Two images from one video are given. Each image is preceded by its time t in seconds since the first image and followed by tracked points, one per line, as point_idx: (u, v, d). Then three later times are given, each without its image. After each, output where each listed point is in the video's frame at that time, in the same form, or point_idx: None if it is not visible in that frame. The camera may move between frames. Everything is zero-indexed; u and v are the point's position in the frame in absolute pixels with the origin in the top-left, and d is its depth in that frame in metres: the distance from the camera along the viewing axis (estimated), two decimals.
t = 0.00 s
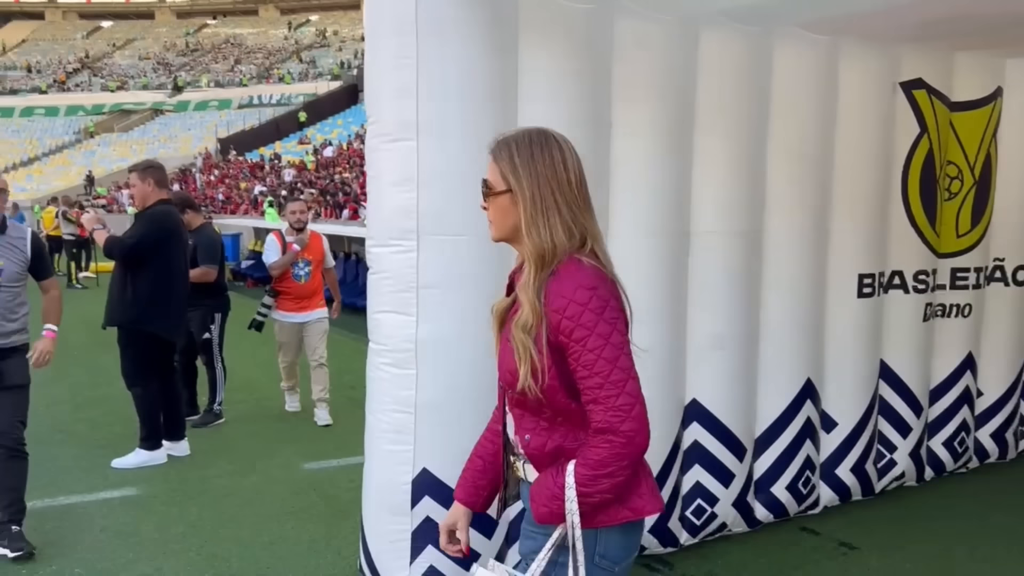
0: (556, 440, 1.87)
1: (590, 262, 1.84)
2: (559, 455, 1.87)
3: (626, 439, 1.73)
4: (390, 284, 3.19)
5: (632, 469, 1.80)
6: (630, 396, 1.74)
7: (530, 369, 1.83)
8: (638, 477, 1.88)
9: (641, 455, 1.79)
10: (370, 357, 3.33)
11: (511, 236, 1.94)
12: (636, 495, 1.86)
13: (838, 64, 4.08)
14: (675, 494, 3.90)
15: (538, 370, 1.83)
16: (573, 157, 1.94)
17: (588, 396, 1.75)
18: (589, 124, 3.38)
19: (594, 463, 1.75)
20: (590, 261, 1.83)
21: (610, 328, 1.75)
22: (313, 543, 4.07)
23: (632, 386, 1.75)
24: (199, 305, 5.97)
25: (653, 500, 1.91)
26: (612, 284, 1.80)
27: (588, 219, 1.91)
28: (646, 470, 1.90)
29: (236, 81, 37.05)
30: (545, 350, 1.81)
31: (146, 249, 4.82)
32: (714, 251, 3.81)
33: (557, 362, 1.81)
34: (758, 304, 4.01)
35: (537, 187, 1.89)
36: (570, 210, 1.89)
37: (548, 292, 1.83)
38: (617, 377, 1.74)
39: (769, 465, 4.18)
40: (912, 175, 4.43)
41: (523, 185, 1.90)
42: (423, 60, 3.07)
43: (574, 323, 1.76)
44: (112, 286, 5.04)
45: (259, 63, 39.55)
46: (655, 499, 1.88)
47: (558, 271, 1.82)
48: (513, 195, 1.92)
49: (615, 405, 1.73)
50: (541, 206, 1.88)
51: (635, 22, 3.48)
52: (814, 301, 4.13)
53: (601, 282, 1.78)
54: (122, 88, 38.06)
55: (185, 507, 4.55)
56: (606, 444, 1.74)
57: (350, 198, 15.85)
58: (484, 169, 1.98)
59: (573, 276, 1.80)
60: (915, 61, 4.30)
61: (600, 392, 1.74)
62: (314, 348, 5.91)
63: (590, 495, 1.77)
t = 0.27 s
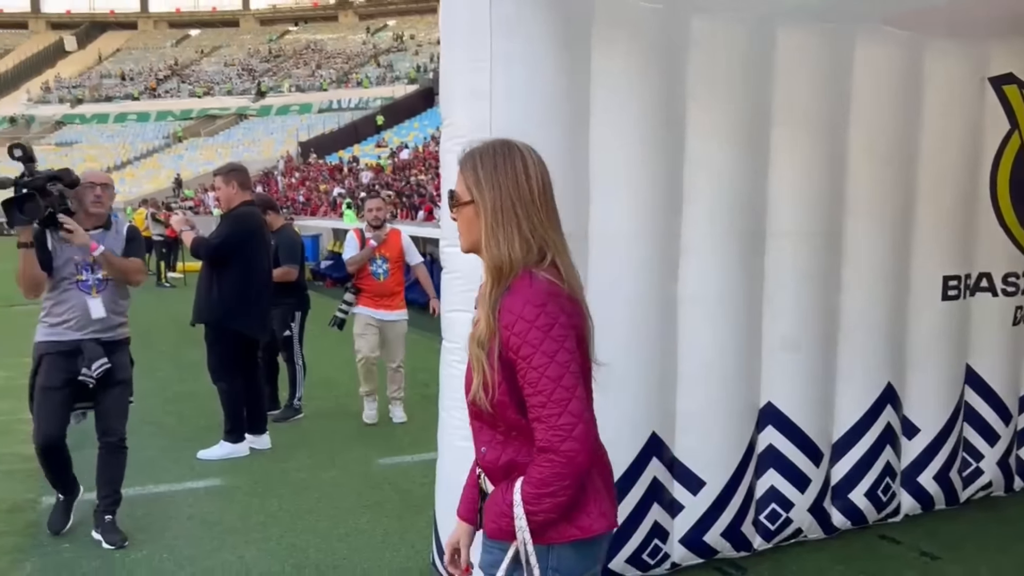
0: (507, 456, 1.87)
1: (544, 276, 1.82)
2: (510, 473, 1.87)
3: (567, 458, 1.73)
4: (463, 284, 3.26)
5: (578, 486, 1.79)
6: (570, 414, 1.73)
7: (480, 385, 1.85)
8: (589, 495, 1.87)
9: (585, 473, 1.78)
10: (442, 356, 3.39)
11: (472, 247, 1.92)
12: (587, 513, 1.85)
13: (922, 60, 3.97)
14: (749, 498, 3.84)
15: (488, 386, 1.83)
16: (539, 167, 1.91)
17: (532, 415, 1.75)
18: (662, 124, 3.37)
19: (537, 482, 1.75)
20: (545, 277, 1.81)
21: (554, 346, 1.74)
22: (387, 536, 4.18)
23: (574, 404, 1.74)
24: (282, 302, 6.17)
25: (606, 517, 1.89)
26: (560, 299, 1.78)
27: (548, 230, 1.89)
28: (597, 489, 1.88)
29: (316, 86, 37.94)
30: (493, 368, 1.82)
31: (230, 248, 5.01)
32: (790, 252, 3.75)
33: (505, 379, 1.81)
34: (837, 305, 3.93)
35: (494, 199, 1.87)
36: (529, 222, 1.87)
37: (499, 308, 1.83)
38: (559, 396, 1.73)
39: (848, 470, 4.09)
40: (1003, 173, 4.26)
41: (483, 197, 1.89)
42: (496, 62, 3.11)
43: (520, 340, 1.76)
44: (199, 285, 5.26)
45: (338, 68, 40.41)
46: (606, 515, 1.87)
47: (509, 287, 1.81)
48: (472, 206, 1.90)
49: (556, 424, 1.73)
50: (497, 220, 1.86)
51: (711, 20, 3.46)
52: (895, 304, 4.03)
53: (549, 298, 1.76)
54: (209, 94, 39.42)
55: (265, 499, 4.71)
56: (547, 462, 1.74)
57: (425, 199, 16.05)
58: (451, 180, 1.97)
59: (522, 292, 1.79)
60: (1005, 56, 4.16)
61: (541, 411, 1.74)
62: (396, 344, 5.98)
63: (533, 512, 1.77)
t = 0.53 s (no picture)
0: (460, 445, 1.91)
1: (491, 266, 1.85)
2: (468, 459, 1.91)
3: (511, 445, 1.77)
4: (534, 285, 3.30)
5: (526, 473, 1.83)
6: (514, 402, 1.77)
7: (432, 376, 1.90)
8: (542, 479, 1.91)
9: (532, 458, 1.81)
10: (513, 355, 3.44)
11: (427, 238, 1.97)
12: (538, 498, 1.89)
13: (1010, 55, 3.84)
14: (825, 504, 3.78)
15: (439, 376, 1.88)
16: (489, 157, 1.95)
17: (477, 404, 1.79)
18: (737, 125, 3.35)
19: (486, 470, 1.79)
20: (489, 264, 1.85)
21: (495, 334, 1.77)
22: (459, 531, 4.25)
23: (518, 391, 1.77)
24: (358, 301, 6.34)
25: (560, 501, 1.93)
26: (505, 288, 1.81)
27: (499, 220, 1.93)
28: (548, 474, 1.91)
29: (391, 89, 38.54)
30: (442, 360, 1.87)
31: (310, 249, 5.18)
32: (867, 253, 3.67)
33: (453, 368, 1.85)
34: (918, 308, 3.82)
35: (444, 192, 1.93)
36: (478, 212, 1.91)
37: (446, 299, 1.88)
38: (502, 385, 1.76)
39: (929, 478, 3.98)
40: None
41: (436, 190, 1.94)
42: (568, 64, 3.15)
43: (464, 330, 1.80)
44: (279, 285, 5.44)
45: (413, 71, 40.95)
46: (555, 500, 1.90)
47: (455, 277, 1.86)
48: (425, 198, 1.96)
49: (499, 412, 1.77)
50: (447, 212, 1.91)
51: (787, 19, 3.42)
52: (981, 307, 3.90)
53: (490, 288, 1.79)
54: (288, 98, 40.43)
55: (341, 492, 4.84)
56: (493, 450, 1.78)
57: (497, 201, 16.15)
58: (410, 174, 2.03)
59: (466, 282, 1.83)
60: None
61: (485, 401, 1.78)
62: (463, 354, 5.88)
63: (486, 500, 1.82)
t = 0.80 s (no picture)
0: (444, 437, 2.07)
1: (461, 268, 2.00)
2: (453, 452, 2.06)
3: (485, 435, 1.91)
4: (601, 285, 3.33)
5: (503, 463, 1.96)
6: (485, 395, 1.90)
7: (416, 374, 2.07)
8: (520, 468, 2.04)
9: (507, 447, 1.94)
10: (580, 355, 3.48)
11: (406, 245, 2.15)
12: (515, 485, 2.02)
13: None
14: (898, 509, 3.72)
15: (420, 374, 2.05)
16: (459, 169, 2.12)
17: (453, 398, 1.93)
18: (808, 125, 3.32)
19: (465, 463, 1.94)
20: (459, 263, 2.01)
21: (464, 330, 1.92)
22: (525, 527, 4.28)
23: (488, 385, 1.91)
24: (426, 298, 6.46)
25: (540, 488, 2.05)
26: (472, 287, 1.96)
27: (470, 225, 2.09)
28: (527, 466, 2.04)
29: (457, 91, 38.84)
30: (421, 358, 2.03)
31: (379, 249, 5.30)
32: (943, 255, 3.59)
33: (433, 366, 2.01)
34: (998, 311, 3.71)
35: (417, 202, 2.10)
36: (448, 218, 2.07)
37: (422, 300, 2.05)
38: (472, 378, 1.90)
39: (1007, 487, 3.88)
40: None
41: (410, 201, 2.12)
42: (637, 66, 3.17)
43: (437, 329, 1.95)
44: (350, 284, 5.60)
45: (478, 72, 41.19)
46: (533, 488, 2.03)
47: (429, 280, 2.03)
48: (402, 208, 2.15)
49: (471, 405, 1.91)
50: (420, 219, 2.09)
51: (862, 17, 3.37)
52: None
53: (458, 288, 1.94)
54: (356, 101, 41.08)
55: (410, 487, 4.94)
56: (469, 441, 1.92)
57: (561, 201, 16.15)
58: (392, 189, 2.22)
59: (437, 284, 1.98)
60: None
61: (459, 395, 1.92)
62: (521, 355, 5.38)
63: (467, 491, 1.96)
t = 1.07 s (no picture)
0: (425, 419, 2.24)
1: (449, 262, 2.18)
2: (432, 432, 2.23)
3: (461, 416, 2.08)
4: (668, 284, 3.36)
5: (476, 443, 2.13)
6: (461, 380, 2.08)
7: (403, 359, 2.25)
8: (494, 450, 2.21)
9: (480, 429, 2.11)
10: (647, 354, 3.52)
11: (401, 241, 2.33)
12: (487, 465, 2.19)
13: None
14: (973, 514, 3.64)
15: (407, 358, 2.23)
16: (451, 172, 2.30)
17: (433, 381, 2.11)
18: (881, 123, 3.28)
19: (443, 441, 2.10)
20: (447, 257, 2.18)
21: (447, 319, 2.09)
22: (589, 521, 4.31)
23: (465, 371, 2.08)
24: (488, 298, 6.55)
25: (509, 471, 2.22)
26: (456, 279, 2.13)
27: (459, 223, 2.27)
28: (502, 448, 2.21)
29: (515, 91, 38.92)
30: (407, 344, 2.21)
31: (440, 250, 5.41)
32: (1020, 254, 3.50)
33: (418, 352, 2.19)
34: None
35: (410, 201, 2.28)
36: (438, 216, 2.25)
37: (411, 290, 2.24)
38: (452, 364, 2.08)
39: None
40: None
41: (406, 199, 2.30)
42: (705, 66, 3.19)
43: (423, 317, 2.12)
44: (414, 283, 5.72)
45: (537, 72, 41.18)
46: (503, 468, 2.19)
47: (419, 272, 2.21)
48: (397, 207, 2.33)
49: (450, 388, 2.08)
50: (413, 217, 2.27)
51: (935, 13, 3.32)
52: None
53: (443, 280, 2.12)
54: (416, 101, 41.46)
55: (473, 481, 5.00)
56: (446, 421, 2.09)
57: (621, 200, 16.09)
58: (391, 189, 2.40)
59: (426, 276, 2.16)
60: None
61: (439, 378, 2.09)
62: (581, 362, 5.20)
63: (442, 469, 2.13)
